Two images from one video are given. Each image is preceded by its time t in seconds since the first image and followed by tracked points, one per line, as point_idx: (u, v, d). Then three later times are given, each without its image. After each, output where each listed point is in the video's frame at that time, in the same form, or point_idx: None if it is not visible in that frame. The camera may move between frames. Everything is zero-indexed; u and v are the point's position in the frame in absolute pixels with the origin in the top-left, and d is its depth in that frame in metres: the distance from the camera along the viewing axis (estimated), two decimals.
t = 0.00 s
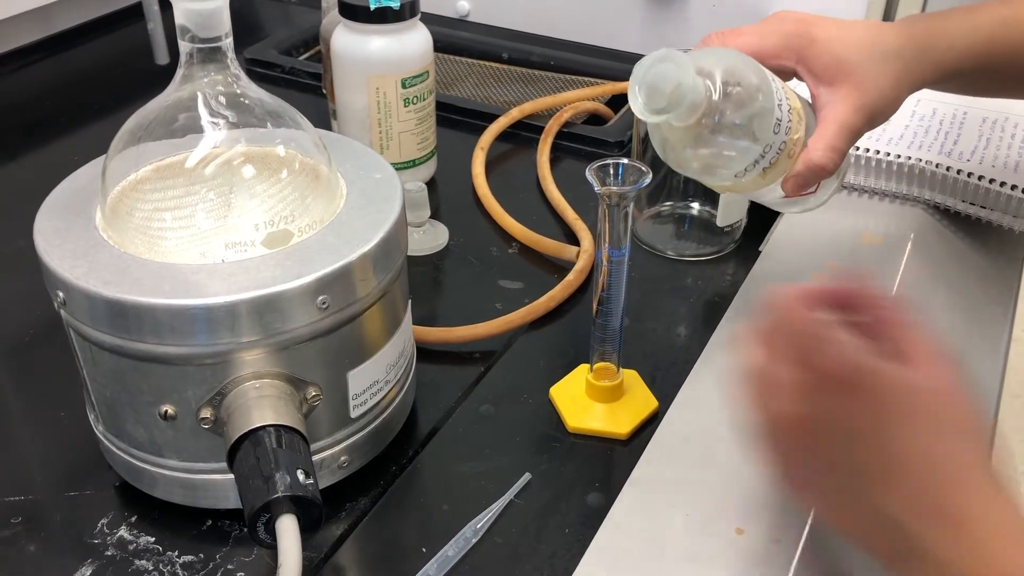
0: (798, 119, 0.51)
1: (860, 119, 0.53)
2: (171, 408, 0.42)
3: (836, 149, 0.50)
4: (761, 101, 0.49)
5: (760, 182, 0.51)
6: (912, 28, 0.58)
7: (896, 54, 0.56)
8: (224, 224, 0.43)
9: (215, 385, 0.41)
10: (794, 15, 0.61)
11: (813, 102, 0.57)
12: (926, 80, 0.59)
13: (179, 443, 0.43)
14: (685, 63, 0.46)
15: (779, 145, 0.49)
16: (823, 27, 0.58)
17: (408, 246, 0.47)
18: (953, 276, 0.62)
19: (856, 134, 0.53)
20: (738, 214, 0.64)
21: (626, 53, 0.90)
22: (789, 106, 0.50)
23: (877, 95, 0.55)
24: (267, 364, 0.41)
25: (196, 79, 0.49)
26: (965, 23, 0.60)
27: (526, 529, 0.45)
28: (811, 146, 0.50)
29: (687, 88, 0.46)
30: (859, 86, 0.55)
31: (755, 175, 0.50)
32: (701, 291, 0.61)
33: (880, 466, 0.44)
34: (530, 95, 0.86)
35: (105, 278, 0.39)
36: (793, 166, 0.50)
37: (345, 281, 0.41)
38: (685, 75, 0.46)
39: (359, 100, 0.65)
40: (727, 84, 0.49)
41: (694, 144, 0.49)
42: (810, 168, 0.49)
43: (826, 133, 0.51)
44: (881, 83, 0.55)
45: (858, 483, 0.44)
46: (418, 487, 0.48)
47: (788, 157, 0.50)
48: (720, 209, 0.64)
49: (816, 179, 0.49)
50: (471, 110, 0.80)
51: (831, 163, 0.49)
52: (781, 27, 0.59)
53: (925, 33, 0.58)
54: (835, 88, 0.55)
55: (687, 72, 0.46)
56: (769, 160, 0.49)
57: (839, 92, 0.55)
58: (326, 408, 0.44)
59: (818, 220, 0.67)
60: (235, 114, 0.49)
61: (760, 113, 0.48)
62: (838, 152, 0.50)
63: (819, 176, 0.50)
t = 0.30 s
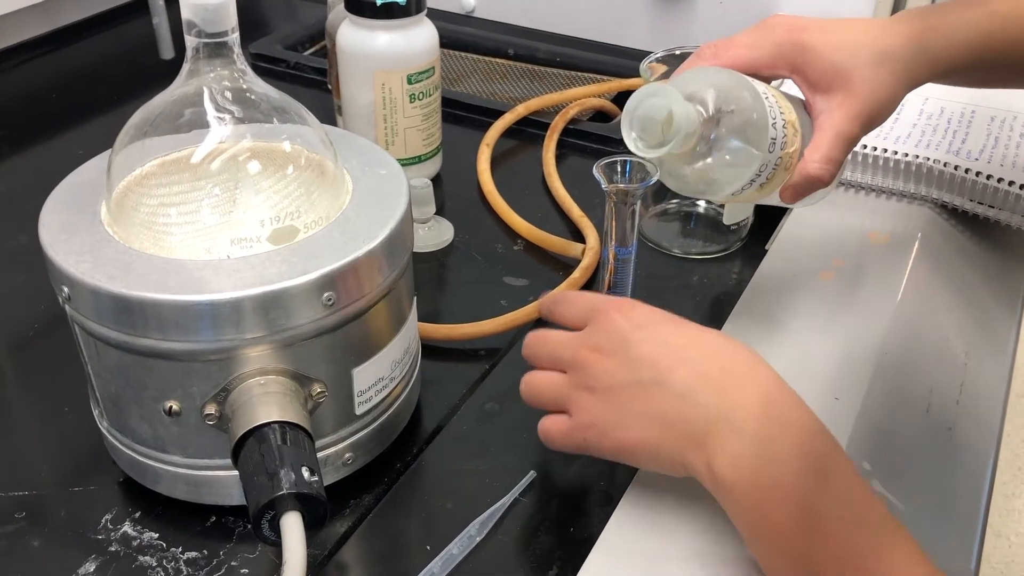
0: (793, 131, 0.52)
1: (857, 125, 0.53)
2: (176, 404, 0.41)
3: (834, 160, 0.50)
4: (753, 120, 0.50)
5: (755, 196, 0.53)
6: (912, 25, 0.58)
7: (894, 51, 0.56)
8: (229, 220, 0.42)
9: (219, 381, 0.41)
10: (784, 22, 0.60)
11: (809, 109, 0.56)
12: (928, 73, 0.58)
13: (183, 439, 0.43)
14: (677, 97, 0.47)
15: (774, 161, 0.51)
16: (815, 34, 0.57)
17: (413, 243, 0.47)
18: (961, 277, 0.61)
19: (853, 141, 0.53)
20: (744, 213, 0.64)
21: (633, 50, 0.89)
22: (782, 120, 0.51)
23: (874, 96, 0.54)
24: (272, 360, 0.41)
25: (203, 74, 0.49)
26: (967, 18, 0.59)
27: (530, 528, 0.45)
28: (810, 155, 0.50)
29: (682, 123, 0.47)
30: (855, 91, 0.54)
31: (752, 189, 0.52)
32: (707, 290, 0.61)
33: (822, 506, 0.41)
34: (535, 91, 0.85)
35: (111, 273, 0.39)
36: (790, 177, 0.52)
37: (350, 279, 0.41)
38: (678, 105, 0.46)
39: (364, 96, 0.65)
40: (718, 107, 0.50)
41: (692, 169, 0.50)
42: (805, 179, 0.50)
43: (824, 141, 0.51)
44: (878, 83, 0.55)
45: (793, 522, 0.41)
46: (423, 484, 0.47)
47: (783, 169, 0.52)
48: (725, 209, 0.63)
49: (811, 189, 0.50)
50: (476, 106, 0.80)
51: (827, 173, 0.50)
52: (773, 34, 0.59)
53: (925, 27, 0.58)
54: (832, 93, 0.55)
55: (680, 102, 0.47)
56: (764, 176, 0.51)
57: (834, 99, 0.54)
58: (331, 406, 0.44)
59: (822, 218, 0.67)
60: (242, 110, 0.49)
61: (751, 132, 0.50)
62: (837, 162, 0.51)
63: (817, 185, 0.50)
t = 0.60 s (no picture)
0: (796, 128, 0.51)
1: (861, 118, 0.52)
2: (178, 400, 0.41)
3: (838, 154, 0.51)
4: (755, 120, 0.50)
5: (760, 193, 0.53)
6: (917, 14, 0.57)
7: (898, 41, 0.55)
8: (233, 216, 0.42)
9: (221, 377, 0.41)
10: (787, 14, 0.59)
11: (810, 99, 0.55)
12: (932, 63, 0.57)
13: (186, 435, 0.43)
14: (674, 105, 0.47)
15: (776, 160, 0.50)
16: (817, 24, 0.56)
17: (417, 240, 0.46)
18: (967, 276, 0.61)
19: (856, 136, 0.52)
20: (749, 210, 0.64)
21: (639, 47, 0.89)
22: (785, 117, 0.50)
23: (878, 89, 0.54)
24: (275, 357, 0.41)
25: (207, 68, 0.48)
26: (971, 11, 0.59)
27: (533, 526, 0.45)
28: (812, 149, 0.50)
29: (680, 131, 0.47)
30: (860, 83, 0.53)
31: (756, 188, 0.52)
32: (712, 288, 0.61)
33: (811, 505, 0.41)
34: (540, 88, 0.85)
35: (114, 268, 0.39)
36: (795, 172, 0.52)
37: (353, 275, 0.41)
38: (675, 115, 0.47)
39: (368, 91, 0.65)
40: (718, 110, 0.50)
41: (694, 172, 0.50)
42: (808, 174, 0.50)
43: (828, 135, 0.51)
44: (882, 75, 0.54)
45: (782, 522, 0.41)
46: (426, 482, 0.47)
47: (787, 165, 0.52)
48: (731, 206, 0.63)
49: (814, 183, 0.51)
50: (480, 103, 0.80)
51: (831, 169, 0.50)
52: (772, 27, 0.58)
53: (929, 16, 0.57)
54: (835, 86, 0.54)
55: (677, 111, 0.47)
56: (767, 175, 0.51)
57: (837, 94, 0.54)
58: (334, 403, 0.44)
59: (827, 216, 0.67)
60: (247, 105, 0.49)
61: (752, 132, 0.50)
62: (841, 156, 0.51)
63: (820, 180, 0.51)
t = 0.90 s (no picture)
0: (802, 117, 0.50)
1: (868, 108, 0.52)
2: (184, 396, 0.41)
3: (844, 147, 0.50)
4: (760, 111, 0.49)
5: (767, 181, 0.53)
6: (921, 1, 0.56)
7: (902, 27, 0.54)
8: (239, 210, 0.42)
9: (227, 373, 0.40)
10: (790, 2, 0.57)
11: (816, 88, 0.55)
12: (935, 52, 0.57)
13: (191, 431, 0.43)
14: (679, 100, 0.47)
15: (783, 150, 0.50)
16: (823, 12, 0.55)
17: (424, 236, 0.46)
18: (974, 273, 0.61)
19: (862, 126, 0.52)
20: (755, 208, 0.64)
21: (645, 44, 0.89)
22: (790, 105, 0.50)
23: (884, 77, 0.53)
24: (281, 353, 0.41)
25: (213, 63, 0.48)
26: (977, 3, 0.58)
27: (539, 523, 0.45)
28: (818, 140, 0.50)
29: (687, 126, 0.47)
30: (866, 70, 0.52)
31: (763, 178, 0.52)
32: (718, 285, 0.60)
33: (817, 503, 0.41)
34: (545, 85, 0.85)
35: (119, 263, 0.38)
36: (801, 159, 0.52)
37: (359, 271, 0.41)
38: (681, 110, 0.46)
39: (373, 87, 0.65)
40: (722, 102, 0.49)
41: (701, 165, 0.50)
42: (815, 164, 0.50)
43: (834, 127, 0.50)
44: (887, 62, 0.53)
45: (787, 517, 0.40)
46: (431, 479, 0.47)
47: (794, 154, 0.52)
48: (738, 202, 0.64)
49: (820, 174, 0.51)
50: (485, 99, 0.80)
51: (837, 161, 0.50)
52: (777, 17, 0.56)
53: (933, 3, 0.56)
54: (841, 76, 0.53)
55: (683, 106, 0.47)
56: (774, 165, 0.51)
57: (843, 83, 0.53)
58: (339, 400, 0.44)
59: (834, 213, 0.66)
60: (253, 101, 0.49)
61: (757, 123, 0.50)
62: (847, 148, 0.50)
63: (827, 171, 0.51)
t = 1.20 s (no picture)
0: (804, 108, 0.50)
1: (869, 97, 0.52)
2: (185, 397, 0.41)
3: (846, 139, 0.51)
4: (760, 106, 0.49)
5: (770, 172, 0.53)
6: None
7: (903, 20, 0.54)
8: (241, 211, 0.42)
9: (229, 374, 0.40)
10: None
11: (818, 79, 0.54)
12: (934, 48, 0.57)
13: (192, 433, 0.43)
14: (678, 100, 0.47)
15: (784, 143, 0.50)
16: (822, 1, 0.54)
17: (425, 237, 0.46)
18: (976, 273, 0.61)
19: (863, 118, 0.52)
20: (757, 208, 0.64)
21: (646, 44, 0.89)
22: (791, 98, 0.49)
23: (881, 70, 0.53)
24: (283, 354, 0.41)
25: (215, 65, 0.48)
26: None
27: (541, 524, 0.45)
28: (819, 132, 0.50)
29: (687, 126, 0.47)
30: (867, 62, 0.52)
31: (766, 171, 0.52)
32: (720, 286, 0.60)
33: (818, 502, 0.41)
34: (546, 86, 0.85)
35: (121, 264, 0.38)
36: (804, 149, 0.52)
37: (361, 272, 0.41)
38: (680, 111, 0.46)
39: (374, 88, 0.65)
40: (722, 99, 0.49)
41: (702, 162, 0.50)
42: (816, 157, 0.51)
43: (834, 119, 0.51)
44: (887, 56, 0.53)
45: (789, 515, 0.40)
46: (433, 480, 0.47)
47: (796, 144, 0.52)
48: (739, 202, 0.64)
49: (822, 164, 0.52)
50: (486, 100, 0.79)
51: (839, 153, 0.51)
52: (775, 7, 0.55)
53: None
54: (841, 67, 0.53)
55: (682, 107, 0.47)
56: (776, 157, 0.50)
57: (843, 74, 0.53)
58: (341, 401, 0.44)
59: (835, 214, 0.66)
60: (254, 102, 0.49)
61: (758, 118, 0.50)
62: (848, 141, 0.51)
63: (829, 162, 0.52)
